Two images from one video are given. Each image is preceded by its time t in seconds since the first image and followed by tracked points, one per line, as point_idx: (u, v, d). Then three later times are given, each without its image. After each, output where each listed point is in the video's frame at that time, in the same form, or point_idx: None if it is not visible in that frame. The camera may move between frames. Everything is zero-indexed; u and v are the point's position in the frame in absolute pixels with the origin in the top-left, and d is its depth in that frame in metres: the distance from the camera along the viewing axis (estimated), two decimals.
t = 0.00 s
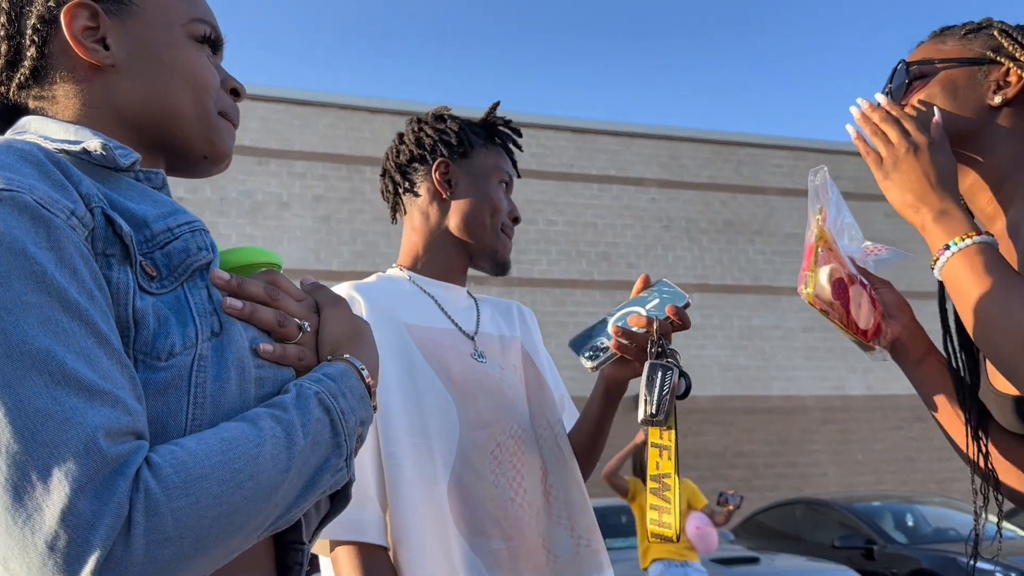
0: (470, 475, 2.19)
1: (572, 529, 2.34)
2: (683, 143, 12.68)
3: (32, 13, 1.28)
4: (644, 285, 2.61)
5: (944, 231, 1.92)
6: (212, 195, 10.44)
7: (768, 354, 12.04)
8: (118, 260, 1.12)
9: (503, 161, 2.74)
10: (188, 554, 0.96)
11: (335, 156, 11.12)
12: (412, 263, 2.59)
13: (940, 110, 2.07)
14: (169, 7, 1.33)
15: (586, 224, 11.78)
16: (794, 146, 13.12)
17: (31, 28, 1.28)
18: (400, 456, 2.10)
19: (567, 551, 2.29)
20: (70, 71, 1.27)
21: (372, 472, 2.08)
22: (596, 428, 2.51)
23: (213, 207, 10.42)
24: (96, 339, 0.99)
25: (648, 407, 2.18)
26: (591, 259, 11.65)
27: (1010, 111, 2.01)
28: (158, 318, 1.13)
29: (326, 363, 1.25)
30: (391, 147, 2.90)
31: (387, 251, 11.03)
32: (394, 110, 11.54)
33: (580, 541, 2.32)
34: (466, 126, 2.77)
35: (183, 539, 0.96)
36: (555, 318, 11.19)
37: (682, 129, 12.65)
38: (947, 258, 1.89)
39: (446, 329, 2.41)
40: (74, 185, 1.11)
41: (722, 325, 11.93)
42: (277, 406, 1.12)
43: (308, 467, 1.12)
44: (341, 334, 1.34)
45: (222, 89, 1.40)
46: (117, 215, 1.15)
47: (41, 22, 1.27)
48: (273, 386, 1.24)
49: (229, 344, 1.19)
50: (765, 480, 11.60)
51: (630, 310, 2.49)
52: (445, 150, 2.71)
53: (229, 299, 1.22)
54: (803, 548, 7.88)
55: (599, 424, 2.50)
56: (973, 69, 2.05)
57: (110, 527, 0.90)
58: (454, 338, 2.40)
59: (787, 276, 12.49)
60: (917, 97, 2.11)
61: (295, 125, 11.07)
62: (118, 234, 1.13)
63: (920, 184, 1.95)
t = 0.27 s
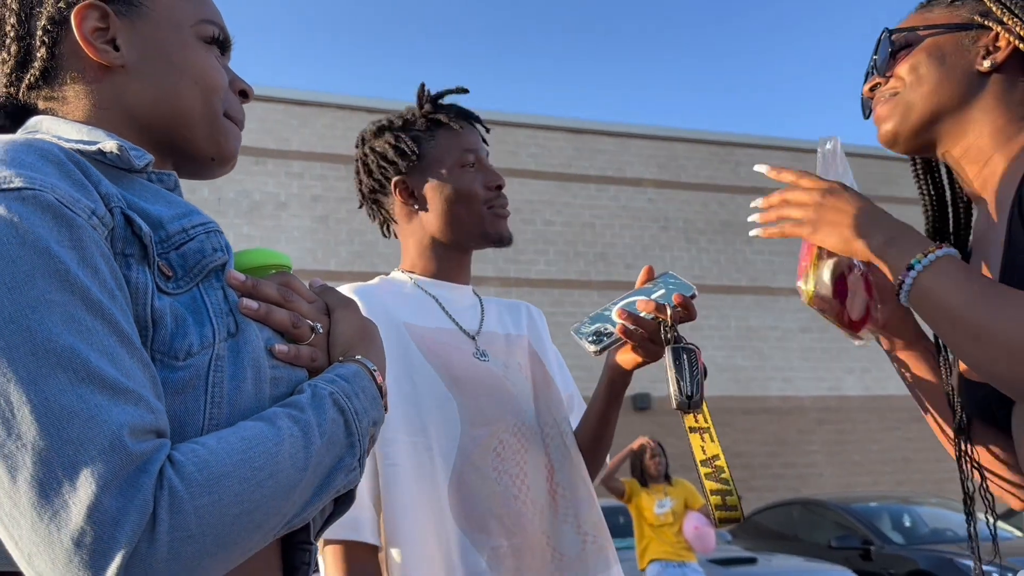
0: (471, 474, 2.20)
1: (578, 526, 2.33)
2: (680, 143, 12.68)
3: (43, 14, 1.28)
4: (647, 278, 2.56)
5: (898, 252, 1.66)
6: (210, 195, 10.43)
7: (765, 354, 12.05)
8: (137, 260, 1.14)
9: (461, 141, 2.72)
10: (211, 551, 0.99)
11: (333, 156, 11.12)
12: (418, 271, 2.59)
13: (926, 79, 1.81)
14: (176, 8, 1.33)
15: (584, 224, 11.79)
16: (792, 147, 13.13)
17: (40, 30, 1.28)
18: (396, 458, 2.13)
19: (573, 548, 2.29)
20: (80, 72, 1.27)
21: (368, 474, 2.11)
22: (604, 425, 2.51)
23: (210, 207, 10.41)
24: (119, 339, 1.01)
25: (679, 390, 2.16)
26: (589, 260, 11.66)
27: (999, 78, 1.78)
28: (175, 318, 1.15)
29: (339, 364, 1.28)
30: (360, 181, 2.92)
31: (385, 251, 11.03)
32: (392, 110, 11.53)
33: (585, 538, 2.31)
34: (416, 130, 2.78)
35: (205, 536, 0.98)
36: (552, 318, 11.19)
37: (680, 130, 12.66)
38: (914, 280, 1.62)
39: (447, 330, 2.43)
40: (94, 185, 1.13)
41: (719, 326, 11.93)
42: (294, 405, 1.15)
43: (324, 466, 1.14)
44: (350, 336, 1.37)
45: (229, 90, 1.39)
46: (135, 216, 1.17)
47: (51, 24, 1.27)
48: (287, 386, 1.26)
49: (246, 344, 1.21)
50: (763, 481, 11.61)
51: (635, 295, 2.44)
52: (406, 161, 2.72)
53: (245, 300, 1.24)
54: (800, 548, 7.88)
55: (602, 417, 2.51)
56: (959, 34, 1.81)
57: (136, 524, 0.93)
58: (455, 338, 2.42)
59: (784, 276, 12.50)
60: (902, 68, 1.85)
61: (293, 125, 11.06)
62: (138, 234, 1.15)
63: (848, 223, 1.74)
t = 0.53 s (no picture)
0: (467, 476, 2.24)
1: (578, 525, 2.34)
2: (678, 144, 12.68)
3: (38, 16, 1.28)
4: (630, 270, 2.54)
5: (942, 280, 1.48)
6: (207, 195, 10.42)
7: (763, 355, 12.06)
8: (138, 260, 1.14)
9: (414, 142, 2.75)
10: (211, 549, 0.99)
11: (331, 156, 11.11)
12: (408, 277, 2.66)
13: (911, 29, 1.76)
14: (172, 3, 1.33)
15: (582, 224, 11.79)
16: (789, 148, 13.14)
17: (37, 31, 1.28)
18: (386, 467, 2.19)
19: (572, 547, 2.30)
20: (75, 71, 1.27)
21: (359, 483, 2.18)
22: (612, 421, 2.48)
23: (208, 207, 10.39)
24: (120, 338, 1.01)
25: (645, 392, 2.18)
26: (586, 260, 11.66)
27: (991, 26, 1.73)
28: (177, 318, 1.15)
29: (339, 364, 1.29)
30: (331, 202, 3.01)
31: (382, 251, 11.03)
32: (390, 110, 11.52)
33: (585, 537, 2.32)
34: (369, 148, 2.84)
35: (206, 536, 0.98)
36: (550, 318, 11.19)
37: (678, 130, 12.66)
38: (968, 324, 1.43)
39: (440, 334, 2.47)
40: (95, 184, 1.13)
41: (717, 326, 11.93)
42: (294, 405, 1.15)
43: (325, 465, 1.15)
44: (351, 335, 1.38)
45: (227, 85, 1.39)
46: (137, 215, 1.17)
47: (46, 25, 1.27)
48: (288, 386, 1.26)
49: (247, 344, 1.21)
50: (760, 481, 11.61)
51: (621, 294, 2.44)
52: (368, 179, 2.79)
53: (246, 299, 1.24)
54: (798, 549, 7.88)
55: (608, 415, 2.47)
56: None
57: (136, 524, 0.93)
58: (448, 342, 2.46)
59: (782, 277, 12.51)
60: (886, 15, 1.81)
61: (290, 124, 11.05)
62: (139, 233, 1.15)
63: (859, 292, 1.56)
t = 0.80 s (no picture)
0: (456, 477, 2.26)
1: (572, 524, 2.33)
2: (676, 144, 12.68)
3: (26, 17, 1.28)
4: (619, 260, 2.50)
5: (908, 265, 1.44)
6: (204, 195, 10.40)
7: (760, 355, 12.06)
8: (131, 259, 1.14)
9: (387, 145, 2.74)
10: (203, 548, 0.99)
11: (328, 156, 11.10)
12: (397, 282, 2.70)
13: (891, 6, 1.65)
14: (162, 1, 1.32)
15: (579, 224, 11.80)
16: (787, 148, 13.14)
17: (26, 32, 1.28)
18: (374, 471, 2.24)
19: (564, 545, 2.30)
20: (65, 72, 1.28)
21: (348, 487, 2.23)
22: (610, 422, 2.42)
23: (205, 206, 10.38)
24: (112, 338, 1.01)
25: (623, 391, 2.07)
26: (584, 260, 11.66)
27: None
28: (169, 318, 1.15)
29: (332, 363, 1.29)
30: (320, 208, 3.08)
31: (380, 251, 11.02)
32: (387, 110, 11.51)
33: (577, 535, 2.32)
34: (347, 154, 2.87)
35: (197, 535, 0.98)
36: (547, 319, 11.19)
37: (675, 130, 12.66)
38: (932, 315, 1.38)
39: (428, 335, 2.51)
40: (87, 183, 1.13)
41: (714, 326, 11.92)
42: (286, 403, 1.16)
43: (317, 463, 1.15)
44: (344, 334, 1.38)
45: (218, 82, 1.39)
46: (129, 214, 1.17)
47: (34, 26, 1.27)
48: (282, 384, 1.26)
49: (240, 343, 1.21)
50: (757, 482, 11.62)
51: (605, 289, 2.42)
52: (349, 186, 2.83)
53: (239, 299, 1.24)
54: (794, 549, 7.89)
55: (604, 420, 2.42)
56: None
57: (127, 522, 0.93)
58: (437, 344, 2.49)
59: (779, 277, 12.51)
60: None
61: (288, 124, 11.05)
62: (131, 232, 1.15)
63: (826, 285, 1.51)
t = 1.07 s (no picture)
0: (449, 477, 2.26)
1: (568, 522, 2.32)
2: (674, 145, 12.68)
3: (24, 17, 1.28)
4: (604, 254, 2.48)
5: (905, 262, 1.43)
6: (202, 194, 10.40)
7: (757, 356, 12.07)
8: (129, 257, 1.14)
9: (367, 151, 2.77)
10: (200, 547, 0.99)
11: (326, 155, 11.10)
12: (392, 285, 2.70)
13: (876, 20, 1.69)
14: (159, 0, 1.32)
15: (577, 225, 11.80)
16: (784, 149, 13.14)
17: (23, 33, 1.28)
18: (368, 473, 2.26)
19: (561, 543, 2.30)
20: (62, 71, 1.28)
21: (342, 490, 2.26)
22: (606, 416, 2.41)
23: (202, 206, 10.37)
24: (109, 335, 1.01)
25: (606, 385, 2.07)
26: (582, 260, 11.66)
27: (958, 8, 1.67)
28: (167, 316, 1.15)
29: (331, 361, 1.29)
30: (309, 219, 3.08)
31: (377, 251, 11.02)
32: (384, 110, 11.50)
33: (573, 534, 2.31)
34: (329, 164, 2.88)
35: (194, 533, 0.98)
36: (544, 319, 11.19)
37: (673, 131, 12.66)
38: (925, 304, 1.37)
39: (422, 335, 2.51)
40: (84, 182, 1.13)
41: (711, 327, 11.91)
42: (284, 402, 1.16)
43: (314, 462, 1.15)
44: (341, 332, 1.38)
45: (216, 81, 1.38)
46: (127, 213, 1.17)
47: (31, 26, 1.27)
48: (281, 382, 1.26)
49: (238, 342, 1.21)
50: (754, 482, 11.63)
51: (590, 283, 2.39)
52: (335, 195, 2.85)
53: (237, 297, 1.24)
54: (792, 549, 7.88)
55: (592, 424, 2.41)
56: None
57: (124, 520, 0.93)
58: (430, 344, 2.49)
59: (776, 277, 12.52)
60: (848, 8, 1.74)
61: (285, 124, 11.05)
62: (128, 231, 1.15)
63: (806, 264, 1.54)
